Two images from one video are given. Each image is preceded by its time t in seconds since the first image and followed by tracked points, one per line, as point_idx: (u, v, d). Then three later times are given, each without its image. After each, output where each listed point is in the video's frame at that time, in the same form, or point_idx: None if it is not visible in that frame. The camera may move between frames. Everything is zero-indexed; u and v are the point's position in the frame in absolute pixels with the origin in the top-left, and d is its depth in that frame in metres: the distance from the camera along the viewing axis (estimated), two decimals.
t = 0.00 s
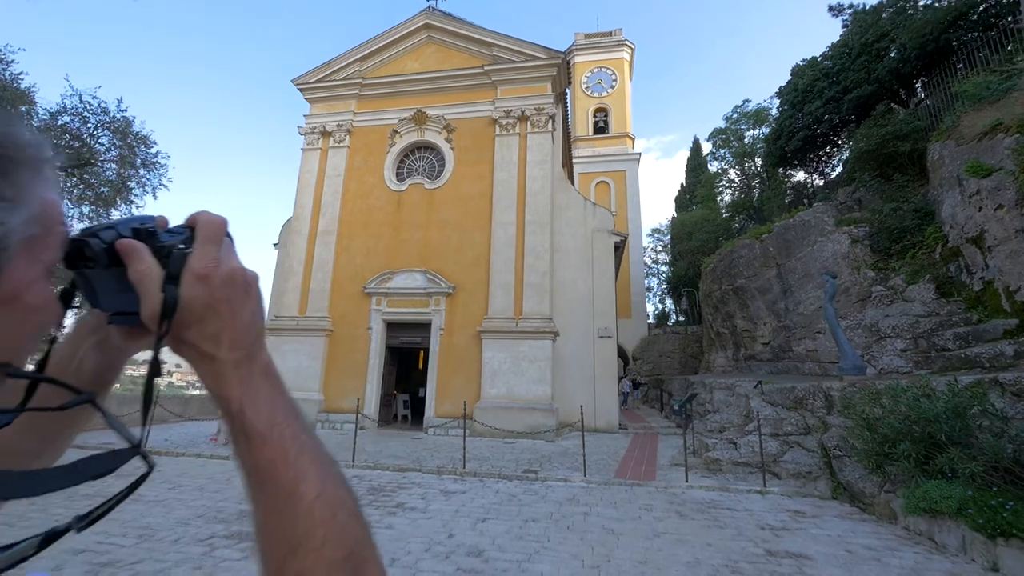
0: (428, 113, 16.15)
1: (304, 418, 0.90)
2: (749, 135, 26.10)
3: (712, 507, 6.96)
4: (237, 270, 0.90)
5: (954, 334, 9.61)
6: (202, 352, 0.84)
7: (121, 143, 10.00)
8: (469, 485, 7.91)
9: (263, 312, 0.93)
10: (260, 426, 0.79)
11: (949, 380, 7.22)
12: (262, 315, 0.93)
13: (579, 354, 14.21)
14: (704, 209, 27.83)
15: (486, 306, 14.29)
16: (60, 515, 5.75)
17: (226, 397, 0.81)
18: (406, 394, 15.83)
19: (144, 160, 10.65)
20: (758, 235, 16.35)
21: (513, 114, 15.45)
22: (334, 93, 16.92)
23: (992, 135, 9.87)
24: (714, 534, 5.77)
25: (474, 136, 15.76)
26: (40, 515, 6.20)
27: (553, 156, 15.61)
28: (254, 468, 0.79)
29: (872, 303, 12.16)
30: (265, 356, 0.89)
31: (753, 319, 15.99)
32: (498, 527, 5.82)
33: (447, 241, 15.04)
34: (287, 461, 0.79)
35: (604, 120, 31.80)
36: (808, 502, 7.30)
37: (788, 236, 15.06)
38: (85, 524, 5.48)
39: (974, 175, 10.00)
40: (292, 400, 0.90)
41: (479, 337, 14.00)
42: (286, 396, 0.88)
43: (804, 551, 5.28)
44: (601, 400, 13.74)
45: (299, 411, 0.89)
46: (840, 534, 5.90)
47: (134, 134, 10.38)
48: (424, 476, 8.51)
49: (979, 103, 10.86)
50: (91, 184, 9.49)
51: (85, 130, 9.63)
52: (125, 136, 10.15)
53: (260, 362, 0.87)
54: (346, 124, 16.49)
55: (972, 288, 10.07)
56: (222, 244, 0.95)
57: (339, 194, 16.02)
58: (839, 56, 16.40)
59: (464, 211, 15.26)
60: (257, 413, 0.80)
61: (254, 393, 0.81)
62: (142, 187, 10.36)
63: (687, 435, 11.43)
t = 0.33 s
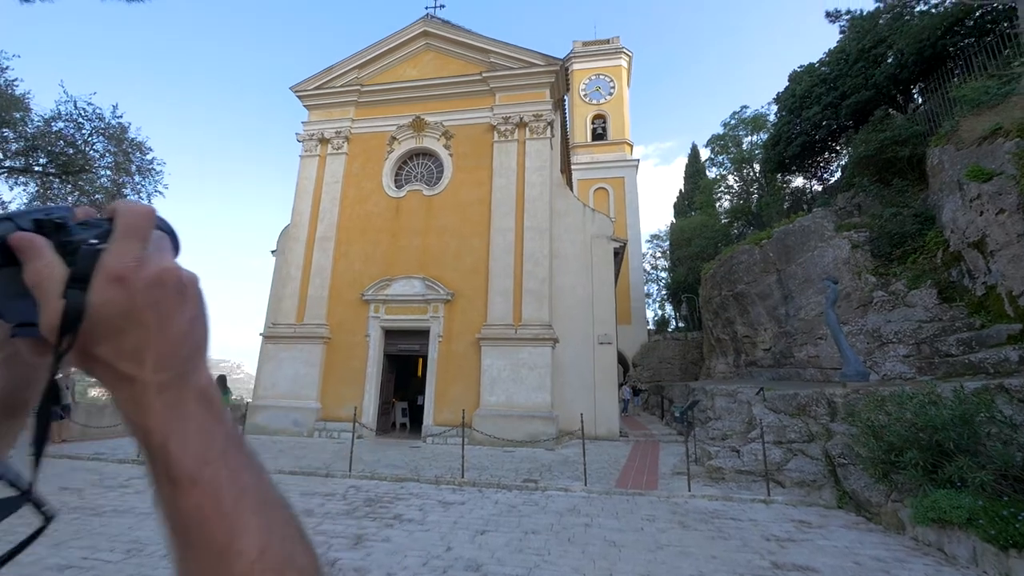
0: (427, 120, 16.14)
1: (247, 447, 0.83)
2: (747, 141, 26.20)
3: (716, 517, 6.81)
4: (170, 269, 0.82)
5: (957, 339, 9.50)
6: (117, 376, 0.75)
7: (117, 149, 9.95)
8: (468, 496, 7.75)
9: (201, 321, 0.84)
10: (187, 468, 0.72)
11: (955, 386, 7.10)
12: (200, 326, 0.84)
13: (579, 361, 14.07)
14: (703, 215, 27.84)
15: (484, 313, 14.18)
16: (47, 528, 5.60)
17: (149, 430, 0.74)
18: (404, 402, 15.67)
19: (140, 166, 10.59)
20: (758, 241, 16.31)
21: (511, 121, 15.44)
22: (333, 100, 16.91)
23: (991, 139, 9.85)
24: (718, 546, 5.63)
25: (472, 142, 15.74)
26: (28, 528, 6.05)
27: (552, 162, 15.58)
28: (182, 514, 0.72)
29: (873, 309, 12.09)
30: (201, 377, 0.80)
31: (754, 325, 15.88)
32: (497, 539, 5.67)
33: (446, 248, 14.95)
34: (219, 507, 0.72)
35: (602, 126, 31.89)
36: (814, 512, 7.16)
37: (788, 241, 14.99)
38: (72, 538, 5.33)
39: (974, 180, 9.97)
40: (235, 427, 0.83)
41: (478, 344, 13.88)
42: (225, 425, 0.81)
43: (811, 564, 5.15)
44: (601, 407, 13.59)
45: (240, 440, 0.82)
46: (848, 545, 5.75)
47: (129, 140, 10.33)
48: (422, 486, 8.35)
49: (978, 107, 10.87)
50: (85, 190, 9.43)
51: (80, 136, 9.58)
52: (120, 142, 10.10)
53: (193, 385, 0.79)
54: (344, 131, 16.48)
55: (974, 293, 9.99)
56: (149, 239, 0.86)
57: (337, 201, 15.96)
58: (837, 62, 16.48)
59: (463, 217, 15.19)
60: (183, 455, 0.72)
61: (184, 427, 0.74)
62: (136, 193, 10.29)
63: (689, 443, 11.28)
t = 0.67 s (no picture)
0: (426, 126, 16.13)
1: (148, 475, 0.97)
2: (746, 146, 26.27)
3: (720, 527, 6.66)
4: (65, 262, 0.95)
5: (961, 344, 9.39)
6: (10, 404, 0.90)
7: (112, 155, 9.93)
8: (467, 506, 7.60)
9: (104, 338, 0.99)
10: (72, 519, 0.82)
11: (962, 392, 6.99)
12: (104, 345, 0.99)
13: (579, 367, 13.95)
14: (703, 220, 27.82)
15: (483, 319, 14.08)
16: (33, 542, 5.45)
17: (36, 470, 0.86)
18: (402, 409, 15.52)
19: (135, 172, 10.55)
20: (758, 246, 16.26)
21: (510, 126, 15.44)
22: (332, 106, 16.91)
23: (992, 143, 9.84)
24: (723, 557, 5.49)
25: (471, 148, 15.71)
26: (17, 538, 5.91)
27: (551, 168, 15.55)
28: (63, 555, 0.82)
29: (876, 314, 11.97)
30: (99, 405, 0.93)
31: (755, 330, 15.78)
32: (497, 551, 5.53)
33: (444, 254, 14.87)
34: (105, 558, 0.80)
35: (602, 132, 31.94)
36: (819, 521, 7.03)
37: (789, 246, 14.93)
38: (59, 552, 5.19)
39: (976, 183, 9.94)
40: (135, 456, 0.97)
41: (477, 350, 13.75)
42: (122, 460, 0.93)
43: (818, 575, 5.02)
44: (601, 414, 13.46)
45: (139, 472, 0.95)
46: (855, 556, 5.62)
47: (125, 146, 10.31)
48: (420, 496, 8.20)
49: (979, 111, 10.87)
50: (80, 196, 9.40)
51: (75, 142, 9.55)
52: (116, 148, 10.08)
53: (94, 411, 0.91)
54: (342, 137, 16.47)
55: (978, 297, 9.91)
56: (42, 256, 0.97)
57: (336, 207, 15.91)
58: (835, 68, 16.61)
59: (461, 223, 15.12)
60: (70, 504, 0.83)
61: (70, 474, 0.85)
62: (132, 200, 10.26)
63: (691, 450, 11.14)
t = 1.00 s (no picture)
0: (425, 131, 16.11)
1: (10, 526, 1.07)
2: (746, 151, 26.34)
3: (724, 537, 6.51)
4: None
5: (966, 349, 9.28)
6: None
7: (108, 160, 9.89)
8: (466, 515, 7.45)
9: None
10: None
11: (969, 398, 6.86)
12: None
13: (579, 373, 13.83)
14: (702, 225, 27.79)
15: (483, 325, 13.97)
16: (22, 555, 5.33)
17: None
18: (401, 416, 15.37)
19: (132, 177, 10.50)
20: (758, 251, 16.22)
21: (509, 132, 15.44)
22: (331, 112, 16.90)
23: (994, 146, 9.82)
24: (728, 569, 5.34)
25: (471, 153, 15.69)
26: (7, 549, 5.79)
27: (550, 173, 15.52)
28: None
29: (878, 319, 11.87)
30: None
31: (756, 336, 15.68)
32: (496, 562, 5.40)
33: (444, 259, 14.78)
34: None
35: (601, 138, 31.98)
36: (826, 530, 6.88)
37: (790, 251, 14.87)
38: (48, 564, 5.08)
39: (978, 187, 9.89)
40: None
41: (477, 356, 13.62)
42: None
43: None
44: (602, 421, 13.33)
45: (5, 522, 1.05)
46: (864, 567, 5.47)
47: (121, 151, 10.26)
48: (418, 505, 8.07)
49: (979, 115, 10.86)
50: (76, 202, 9.35)
51: (71, 147, 9.49)
52: (112, 153, 10.03)
53: None
54: (342, 142, 16.44)
55: (982, 302, 9.80)
56: None
57: (335, 212, 15.84)
58: (834, 73, 16.68)
59: (461, 228, 15.05)
60: None
61: None
62: (128, 205, 10.20)
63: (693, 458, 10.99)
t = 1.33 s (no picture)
0: (425, 136, 16.08)
1: None
2: (746, 156, 26.37)
3: (728, 547, 6.37)
4: None
5: (972, 354, 9.17)
6: None
7: (106, 165, 9.87)
8: (466, 524, 7.31)
9: None
10: None
11: (976, 404, 6.71)
12: None
13: (580, 379, 13.71)
14: (703, 229, 27.75)
15: (483, 331, 13.86)
16: (11, 566, 5.21)
17: None
18: (400, 423, 15.24)
19: (130, 182, 10.46)
20: (759, 255, 16.18)
21: (509, 136, 15.42)
22: (331, 118, 16.91)
23: (997, 149, 9.77)
24: None
25: (471, 158, 15.66)
26: None
27: (550, 177, 15.48)
28: None
29: (882, 323, 11.74)
30: None
31: (758, 341, 15.58)
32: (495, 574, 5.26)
33: (444, 265, 14.70)
34: None
35: (601, 143, 32.01)
36: (832, 539, 6.75)
37: (792, 255, 14.80)
38: None
39: (981, 190, 9.82)
40: None
41: (476, 362, 13.50)
42: None
43: None
44: (603, 427, 13.21)
45: None
46: None
47: (119, 155, 10.24)
48: (416, 513, 7.94)
49: (981, 118, 10.85)
50: (74, 207, 9.31)
51: (68, 152, 9.46)
52: (109, 157, 10.00)
53: None
54: (341, 147, 16.43)
55: (987, 306, 9.70)
56: None
57: (334, 217, 15.80)
58: (834, 77, 16.72)
59: (461, 233, 14.97)
60: None
61: None
62: (125, 210, 10.13)
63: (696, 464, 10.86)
